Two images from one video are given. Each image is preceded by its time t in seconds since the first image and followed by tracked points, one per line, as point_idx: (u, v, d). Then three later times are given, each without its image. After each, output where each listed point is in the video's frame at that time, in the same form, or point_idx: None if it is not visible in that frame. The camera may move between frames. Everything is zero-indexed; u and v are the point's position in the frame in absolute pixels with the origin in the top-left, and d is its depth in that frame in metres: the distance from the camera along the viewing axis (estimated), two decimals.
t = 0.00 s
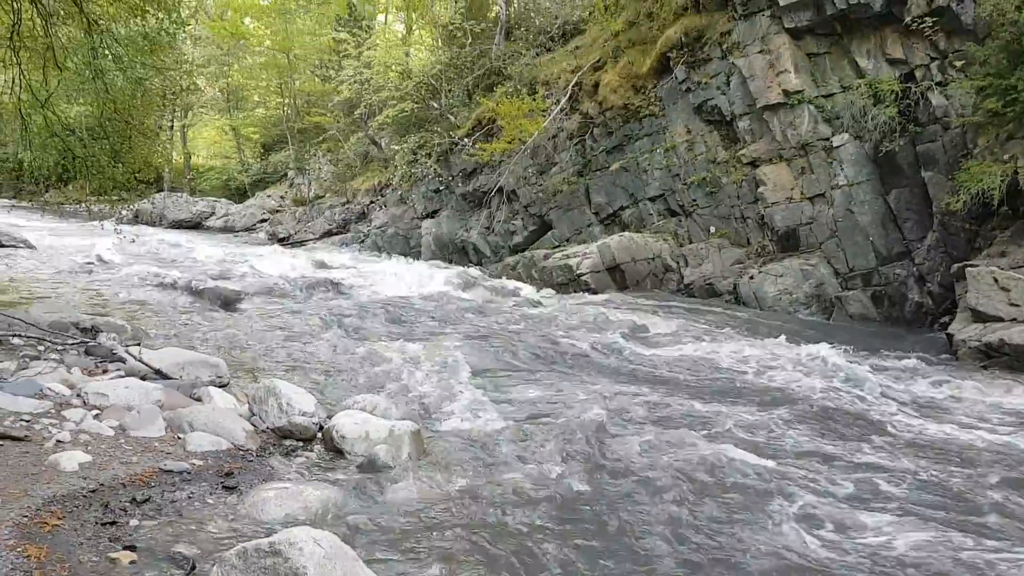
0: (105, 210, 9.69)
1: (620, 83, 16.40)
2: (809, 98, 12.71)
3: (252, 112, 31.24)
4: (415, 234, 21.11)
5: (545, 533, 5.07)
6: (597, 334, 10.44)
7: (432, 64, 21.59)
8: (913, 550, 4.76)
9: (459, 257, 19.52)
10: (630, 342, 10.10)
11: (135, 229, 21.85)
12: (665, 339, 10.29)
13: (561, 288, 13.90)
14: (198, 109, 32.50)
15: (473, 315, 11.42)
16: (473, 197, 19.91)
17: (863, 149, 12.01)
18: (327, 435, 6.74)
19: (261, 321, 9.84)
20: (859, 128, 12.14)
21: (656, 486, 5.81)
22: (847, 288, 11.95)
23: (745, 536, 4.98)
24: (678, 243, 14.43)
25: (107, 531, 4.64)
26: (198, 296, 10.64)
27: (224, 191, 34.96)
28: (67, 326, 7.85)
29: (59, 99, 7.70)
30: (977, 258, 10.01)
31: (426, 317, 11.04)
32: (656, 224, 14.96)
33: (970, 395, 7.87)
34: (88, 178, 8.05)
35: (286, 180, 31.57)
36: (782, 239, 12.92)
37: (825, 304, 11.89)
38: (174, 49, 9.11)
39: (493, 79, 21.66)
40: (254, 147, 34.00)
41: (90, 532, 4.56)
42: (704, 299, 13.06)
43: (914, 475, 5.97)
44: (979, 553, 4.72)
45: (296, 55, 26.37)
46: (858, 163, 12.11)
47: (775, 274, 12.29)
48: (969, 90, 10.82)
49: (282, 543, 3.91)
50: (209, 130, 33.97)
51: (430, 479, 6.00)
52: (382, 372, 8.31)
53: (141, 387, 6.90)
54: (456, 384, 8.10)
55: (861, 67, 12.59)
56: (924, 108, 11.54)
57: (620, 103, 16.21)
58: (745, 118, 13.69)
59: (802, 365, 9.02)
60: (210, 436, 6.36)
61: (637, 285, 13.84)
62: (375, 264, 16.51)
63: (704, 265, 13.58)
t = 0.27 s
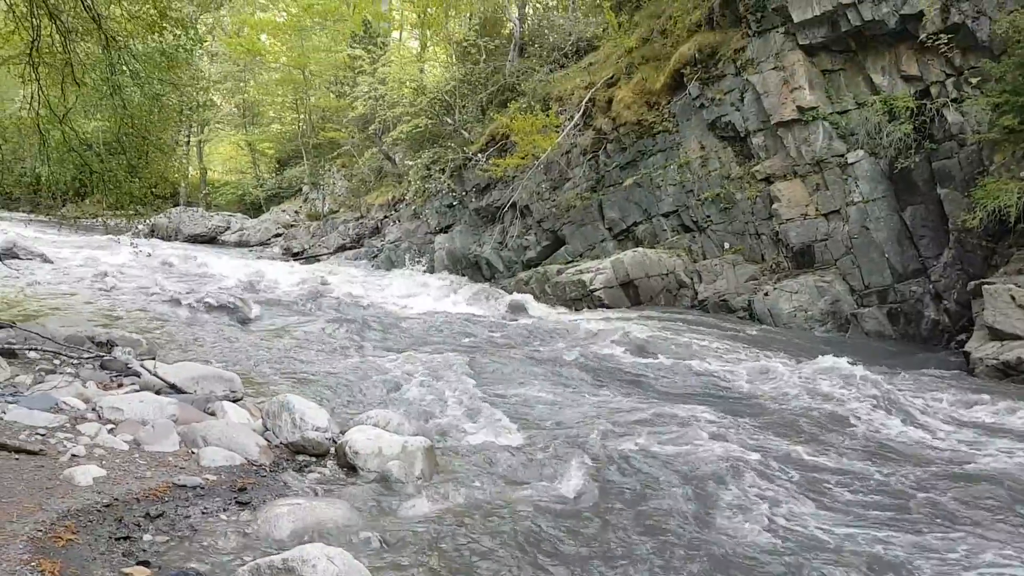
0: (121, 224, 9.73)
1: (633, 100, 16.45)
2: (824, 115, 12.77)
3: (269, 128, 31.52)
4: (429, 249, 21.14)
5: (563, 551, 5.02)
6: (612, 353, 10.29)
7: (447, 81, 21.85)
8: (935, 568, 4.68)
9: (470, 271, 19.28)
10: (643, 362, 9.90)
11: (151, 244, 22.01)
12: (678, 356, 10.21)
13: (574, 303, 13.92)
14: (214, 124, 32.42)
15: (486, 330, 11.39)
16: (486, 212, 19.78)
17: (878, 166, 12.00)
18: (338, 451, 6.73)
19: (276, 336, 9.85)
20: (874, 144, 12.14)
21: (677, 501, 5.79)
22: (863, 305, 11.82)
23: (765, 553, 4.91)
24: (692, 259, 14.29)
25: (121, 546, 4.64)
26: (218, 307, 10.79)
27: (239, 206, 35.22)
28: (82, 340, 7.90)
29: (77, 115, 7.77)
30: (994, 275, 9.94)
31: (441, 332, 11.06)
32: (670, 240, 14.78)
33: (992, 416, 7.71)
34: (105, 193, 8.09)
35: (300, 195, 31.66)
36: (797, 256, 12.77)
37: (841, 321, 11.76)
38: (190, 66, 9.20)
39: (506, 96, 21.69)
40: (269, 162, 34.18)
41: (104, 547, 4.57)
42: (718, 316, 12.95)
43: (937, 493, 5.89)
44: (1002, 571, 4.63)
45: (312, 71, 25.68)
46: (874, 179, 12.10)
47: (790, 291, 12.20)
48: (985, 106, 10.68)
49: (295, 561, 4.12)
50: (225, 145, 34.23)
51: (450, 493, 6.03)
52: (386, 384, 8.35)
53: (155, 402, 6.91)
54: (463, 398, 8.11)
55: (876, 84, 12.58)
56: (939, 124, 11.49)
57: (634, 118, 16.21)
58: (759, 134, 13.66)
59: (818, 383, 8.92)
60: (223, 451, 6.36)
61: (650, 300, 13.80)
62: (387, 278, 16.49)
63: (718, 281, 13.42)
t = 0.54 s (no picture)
0: (140, 230, 9.79)
1: (650, 106, 16.42)
2: (843, 121, 12.71)
3: (286, 135, 31.62)
4: (444, 256, 21.19)
5: (582, 561, 4.94)
6: (629, 361, 10.21)
7: (463, 89, 21.92)
8: None
9: (487, 278, 19.70)
10: (665, 369, 9.83)
11: (169, 249, 22.24)
12: (695, 363, 10.15)
13: (590, 310, 13.95)
14: (233, 132, 32.65)
15: (503, 337, 11.36)
16: (501, 219, 19.87)
17: (897, 172, 11.91)
18: (355, 458, 6.71)
19: (295, 343, 9.86)
20: (893, 151, 12.08)
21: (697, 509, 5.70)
22: (882, 313, 11.69)
23: (789, 565, 4.82)
24: (710, 266, 14.20)
25: (138, 552, 4.64)
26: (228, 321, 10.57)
27: (257, 213, 35.52)
28: (101, 346, 7.95)
29: (98, 123, 7.85)
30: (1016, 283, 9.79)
31: (458, 339, 11.06)
32: (687, 247, 14.76)
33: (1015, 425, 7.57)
34: (125, 200, 8.16)
35: (317, 202, 31.73)
36: (816, 263, 12.71)
37: (860, 329, 11.66)
38: (209, 74, 9.27)
39: (522, 103, 21.75)
40: (286, 169, 34.39)
41: (122, 553, 4.57)
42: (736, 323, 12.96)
43: (963, 503, 5.77)
44: None
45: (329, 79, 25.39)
46: (893, 186, 11.97)
47: (809, 298, 12.08)
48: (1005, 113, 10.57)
49: (312, 568, 4.19)
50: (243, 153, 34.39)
51: (468, 502, 5.97)
52: (402, 389, 8.42)
53: (173, 408, 6.94)
54: (480, 403, 8.14)
55: (895, 90, 12.47)
56: (959, 130, 11.37)
57: (651, 125, 16.16)
58: (777, 140, 13.64)
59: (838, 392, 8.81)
60: (240, 457, 6.36)
61: (667, 307, 13.80)
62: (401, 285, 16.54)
63: (736, 288, 13.41)
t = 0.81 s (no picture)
0: (167, 234, 9.89)
1: (674, 109, 16.32)
2: (870, 125, 12.55)
3: (310, 140, 31.78)
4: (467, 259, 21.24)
5: (612, 571, 4.89)
6: (657, 365, 10.15)
7: (486, 92, 21.84)
8: None
9: (509, 281, 19.79)
10: (692, 373, 9.80)
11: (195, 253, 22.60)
12: (720, 367, 10.12)
13: (613, 314, 13.95)
14: (258, 136, 32.99)
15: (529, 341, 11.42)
16: (524, 223, 19.89)
17: (925, 176, 11.75)
18: (378, 460, 6.70)
19: (323, 347, 9.88)
20: (920, 154, 11.90)
21: (729, 520, 5.59)
22: (909, 317, 11.53)
23: None
24: (734, 270, 14.06)
25: (164, 553, 4.66)
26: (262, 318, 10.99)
27: (282, 216, 35.90)
28: (128, 349, 8.03)
29: (125, 128, 7.94)
30: None
31: (483, 343, 11.02)
32: (712, 251, 14.65)
33: None
34: (152, 204, 8.23)
35: (340, 206, 31.91)
36: (842, 267, 12.58)
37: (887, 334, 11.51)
38: (235, 79, 9.34)
39: (545, 106, 21.74)
40: (311, 173, 34.68)
41: (147, 554, 4.59)
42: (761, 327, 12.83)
43: (998, 517, 5.67)
44: None
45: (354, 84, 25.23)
46: (920, 190, 11.80)
47: (835, 303, 11.97)
48: None
49: (336, 570, 4.25)
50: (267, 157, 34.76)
51: (500, 507, 5.91)
52: (426, 395, 8.33)
53: (198, 411, 6.97)
54: (500, 406, 8.14)
55: (923, 93, 12.27)
56: (988, 134, 11.18)
57: (675, 128, 16.03)
58: (803, 144, 13.48)
59: (865, 398, 8.68)
60: (264, 460, 6.38)
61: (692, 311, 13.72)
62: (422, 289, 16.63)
63: (761, 293, 13.26)
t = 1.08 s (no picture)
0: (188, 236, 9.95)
1: (694, 111, 16.28)
2: (891, 126, 12.40)
3: (330, 143, 32.05)
4: (485, 261, 21.26)
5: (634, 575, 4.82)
6: (681, 368, 10.10)
7: (504, 95, 22.07)
8: None
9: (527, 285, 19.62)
10: (715, 375, 9.75)
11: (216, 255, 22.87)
12: (740, 368, 10.10)
13: (633, 317, 13.91)
14: (279, 139, 33.33)
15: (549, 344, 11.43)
16: (543, 225, 19.84)
17: (947, 178, 11.45)
18: (396, 462, 6.70)
19: (344, 351, 9.85)
20: (943, 156, 11.63)
21: (756, 527, 5.50)
22: (932, 321, 11.38)
23: None
24: (755, 273, 14.03)
25: (184, 555, 4.65)
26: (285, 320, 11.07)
27: (302, 219, 36.17)
28: (150, 351, 8.11)
29: (147, 132, 8.02)
30: None
31: (502, 346, 10.96)
32: (733, 253, 14.59)
33: None
34: (173, 208, 8.27)
35: (359, 209, 32.08)
36: (864, 269, 12.47)
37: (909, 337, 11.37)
38: (255, 84, 9.39)
39: (564, 108, 21.59)
40: (330, 177, 34.97)
41: (168, 556, 4.58)
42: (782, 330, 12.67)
43: None
44: None
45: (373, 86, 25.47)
46: (943, 192, 11.53)
47: (857, 306, 11.85)
48: None
49: (353, 572, 4.25)
50: (287, 160, 35.13)
51: (529, 509, 5.89)
52: (450, 398, 8.33)
53: (219, 412, 7.01)
54: (517, 409, 8.12)
55: (946, 94, 12.08)
56: (1011, 134, 10.79)
57: (695, 129, 16.01)
58: (825, 145, 13.41)
59: (887, 402, 8.56)
60: (284, 461, 6.38)
61: (711, 314, 13.64)
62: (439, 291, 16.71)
63: (783, 295, 13.13)
